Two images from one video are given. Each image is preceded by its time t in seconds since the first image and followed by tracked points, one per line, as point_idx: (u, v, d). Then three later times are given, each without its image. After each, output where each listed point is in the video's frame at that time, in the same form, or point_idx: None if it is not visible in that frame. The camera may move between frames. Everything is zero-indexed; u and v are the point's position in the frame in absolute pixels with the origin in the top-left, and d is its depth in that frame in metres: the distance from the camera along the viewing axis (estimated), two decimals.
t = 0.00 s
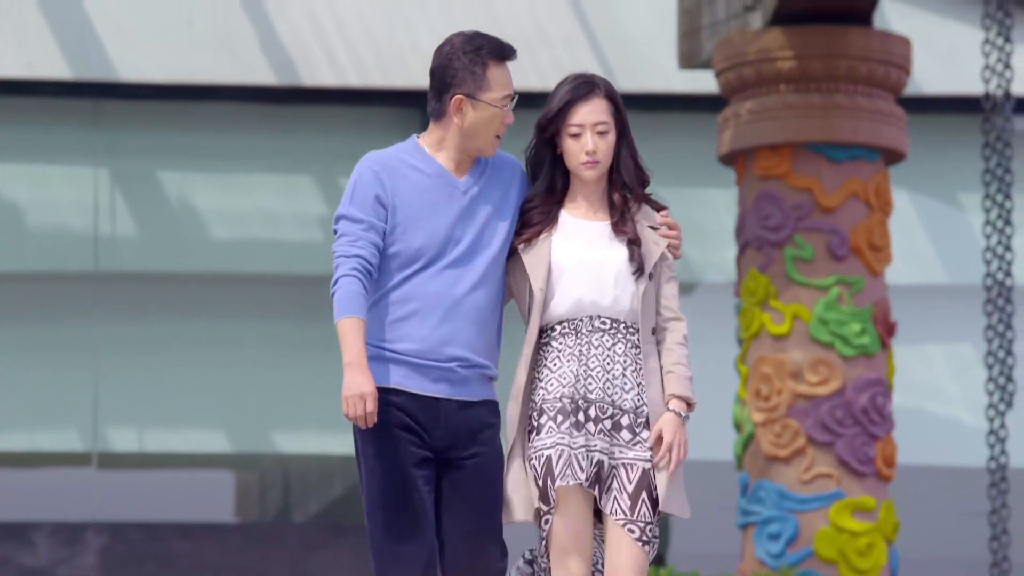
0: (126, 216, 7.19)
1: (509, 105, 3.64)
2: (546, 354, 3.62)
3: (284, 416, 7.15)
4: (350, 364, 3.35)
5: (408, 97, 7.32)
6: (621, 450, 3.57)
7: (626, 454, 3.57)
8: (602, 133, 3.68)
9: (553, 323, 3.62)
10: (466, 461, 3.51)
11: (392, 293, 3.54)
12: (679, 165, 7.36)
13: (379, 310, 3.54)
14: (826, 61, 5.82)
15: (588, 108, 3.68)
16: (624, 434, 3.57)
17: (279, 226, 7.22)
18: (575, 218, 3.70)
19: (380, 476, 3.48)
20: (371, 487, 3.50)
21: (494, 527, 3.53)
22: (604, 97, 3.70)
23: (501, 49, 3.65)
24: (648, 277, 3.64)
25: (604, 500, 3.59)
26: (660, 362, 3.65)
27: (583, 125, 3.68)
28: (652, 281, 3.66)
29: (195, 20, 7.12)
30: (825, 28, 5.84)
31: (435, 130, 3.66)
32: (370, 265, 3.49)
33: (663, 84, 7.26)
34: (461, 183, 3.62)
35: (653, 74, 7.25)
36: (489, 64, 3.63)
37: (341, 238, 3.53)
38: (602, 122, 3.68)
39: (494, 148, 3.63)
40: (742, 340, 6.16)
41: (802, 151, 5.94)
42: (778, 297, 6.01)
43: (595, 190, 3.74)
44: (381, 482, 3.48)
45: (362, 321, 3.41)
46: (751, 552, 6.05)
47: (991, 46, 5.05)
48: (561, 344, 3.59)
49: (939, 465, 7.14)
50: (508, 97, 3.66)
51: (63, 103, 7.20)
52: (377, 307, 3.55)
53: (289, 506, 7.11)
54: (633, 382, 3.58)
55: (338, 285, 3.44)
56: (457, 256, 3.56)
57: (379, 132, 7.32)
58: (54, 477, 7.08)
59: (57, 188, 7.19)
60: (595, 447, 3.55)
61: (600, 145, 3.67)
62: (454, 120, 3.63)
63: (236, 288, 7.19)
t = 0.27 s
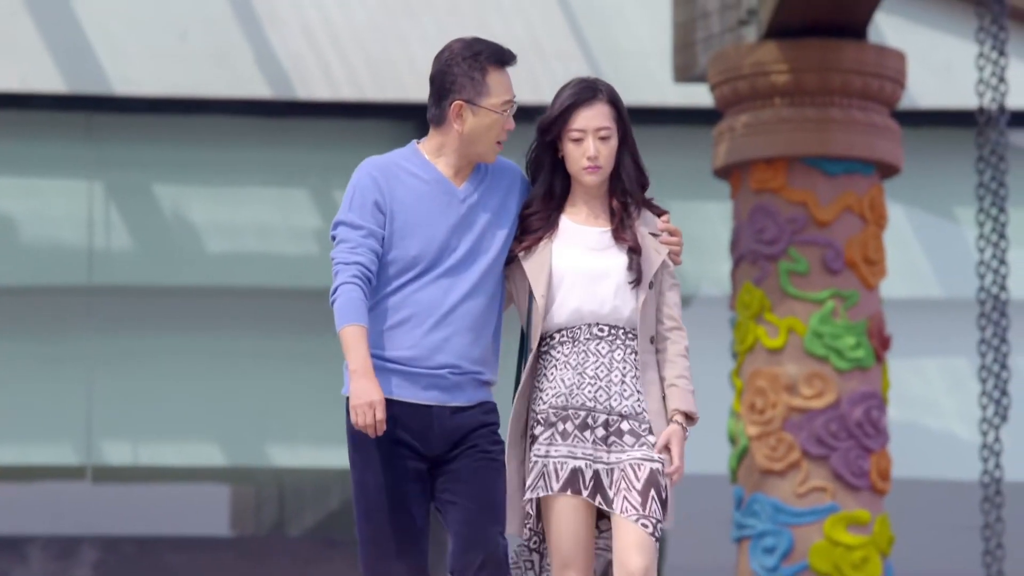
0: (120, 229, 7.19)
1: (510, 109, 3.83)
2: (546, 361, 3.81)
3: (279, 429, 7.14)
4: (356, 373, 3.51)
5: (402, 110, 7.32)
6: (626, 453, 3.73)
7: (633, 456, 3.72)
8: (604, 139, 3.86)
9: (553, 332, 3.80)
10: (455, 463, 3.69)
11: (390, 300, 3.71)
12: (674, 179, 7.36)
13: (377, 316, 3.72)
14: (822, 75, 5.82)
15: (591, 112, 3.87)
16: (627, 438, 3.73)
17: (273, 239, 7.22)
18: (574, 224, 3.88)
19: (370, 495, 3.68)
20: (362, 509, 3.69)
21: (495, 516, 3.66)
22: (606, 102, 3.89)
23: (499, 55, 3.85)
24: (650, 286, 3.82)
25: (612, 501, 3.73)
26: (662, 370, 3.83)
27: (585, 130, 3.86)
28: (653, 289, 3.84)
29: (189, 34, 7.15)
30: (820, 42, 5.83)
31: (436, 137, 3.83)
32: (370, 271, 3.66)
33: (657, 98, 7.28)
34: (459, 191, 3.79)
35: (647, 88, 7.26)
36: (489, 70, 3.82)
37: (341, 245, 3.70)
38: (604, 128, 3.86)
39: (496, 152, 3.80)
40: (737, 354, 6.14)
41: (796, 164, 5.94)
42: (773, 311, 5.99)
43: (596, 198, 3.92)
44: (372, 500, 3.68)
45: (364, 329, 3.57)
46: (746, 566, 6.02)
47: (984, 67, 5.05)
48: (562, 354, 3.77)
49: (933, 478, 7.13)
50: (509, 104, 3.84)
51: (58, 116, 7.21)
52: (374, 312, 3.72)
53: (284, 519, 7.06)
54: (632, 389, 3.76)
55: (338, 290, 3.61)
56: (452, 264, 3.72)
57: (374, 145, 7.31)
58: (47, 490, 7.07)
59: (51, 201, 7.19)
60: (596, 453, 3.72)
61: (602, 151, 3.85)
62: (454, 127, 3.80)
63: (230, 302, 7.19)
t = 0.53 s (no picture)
0: (110, 239, 7.18)
1: (510, 115, 3.90)
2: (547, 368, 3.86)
3: (269, 440, 7.13)
4: (344, 384, 3.61)
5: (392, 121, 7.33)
6: (637, 460, 3.74)
7: (643, 465, 3.74)
8: (609, 145, 3.92)
9: (554, 340, 3.85)
10: (445, 478, 3.78)
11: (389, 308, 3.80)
12: (664, 190, 7.36)
13: (376, 324, 3.80)
14: (811, 85, 5.82)
15: (596, 118, 3.93)
16: (638, 445, 3.75)
17: (263, 250, 7.21)
18: (575, 230, 3.92)
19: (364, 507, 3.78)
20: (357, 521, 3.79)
21: (482, 535, 3.77)
22: (612, 108, 3.95)
23: (497, 60, 3.91)
24: (656, 293, 3.84)
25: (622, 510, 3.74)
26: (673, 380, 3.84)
27: (590, 135, 3.92)
28: (658, 298, 3.84)
29: (179, 44, 7.15)
30: (810, 52, 5.82)
31: (436, 145, 3.91)
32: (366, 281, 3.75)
33: (648, 108, 7.27)
34: (460, 199, 3.87)
35: (637, 98, 7.26)
36: (487, 76, 3.89)
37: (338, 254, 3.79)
38: (609, 134, 3.92)
39: (495, 159, 3.87)
40: (727, 364, 6.12)
41: (786, 175, 5.92)
42: (763, 321, 5.97)
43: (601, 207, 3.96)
44: (366, 513, 3.78)
45: (355, 339, 3.66)
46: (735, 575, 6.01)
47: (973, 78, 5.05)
48: (564, 364, 3.81)
49: (922, 488, 7.14)
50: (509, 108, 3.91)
51: (48, 127, 7.21)
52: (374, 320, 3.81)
53: (275, 531, 7.07)
54: (641, 393, 3.77)
55: (331, 301, 3.70)
56: (452, 273, 3.80)
57: (364, 157, 7.30)
58: (37, 501, 7.06)
59: (40, 211, 7.18)
60: (603, 459, 3.75)
61: (605, 156, 3.91)
62: (453, 133, 3.88)
63: (221, 312, 7.18)
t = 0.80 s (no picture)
0: (102, 250, 7.19)
1: (514, 117, 3.87)
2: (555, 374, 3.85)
3: (261, 451, 7.11)
4: (349, 377, 3.57)
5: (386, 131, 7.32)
6: (644, 457, 3.75)
7: (650, 463, 3.75)
8: (613, 147, 3.92)
9: (560, 343, 3.85)
10: (451, 481, 3.76)
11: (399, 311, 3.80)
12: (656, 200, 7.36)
13: (386, 329, 3.80)
14: (804, 96, 5.81)
15: (601, 120, 3.93)
16: (645, 441, 3.75)
17: (256, 260, 7.21)
18: (580, 233, 3.93)
19: (376, 509, 3.75)
20: (366, 523, 3.77)
21: (488, 536, 3.74)
22: (616, 110, 3.94)
23: (501, 61, 3.90)
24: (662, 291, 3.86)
25: (630, 507, 3.77)
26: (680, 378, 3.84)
27: (593, 137, 3.92)
28: (665, 295, 3.87)
29: (171, 55, 7.15)
30: (802, 64, 5.82)
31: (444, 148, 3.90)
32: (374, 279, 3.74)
33: (641, 119, 7.27)
34: (469, 203, 3.86)
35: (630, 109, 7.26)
36: (491, 77, 3.87)
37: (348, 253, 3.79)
38: (612, 136, 3.92)
39: (502, 162, 3.85)
40: (720, 375, 6.11)
41: (778, 185, 5.91)
42: (756, 332, 5.96)
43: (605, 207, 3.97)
44: (376, 514, 3.75)
45: (361, 336, 3.63)
46: None
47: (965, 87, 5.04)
48: (571, 361, 3.81)
49: (916, 499, 7.13)
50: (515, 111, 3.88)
51: (40, 137, 7.22)
52: (384, 325, 3.80)
53: (268, 541, 7.05)
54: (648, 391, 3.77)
55: (340, 297, 3.69)
56: (461, 276, 3.79)
57: (356, 167, 7.29)
58: (29, 512, 7.06)
59: (32, 222, 7.19)
60: (610, 456, 3.76)
61: (609, 158, 3.91)
62: (458, 134, 3.86)
63: (213, 322, 7.17)
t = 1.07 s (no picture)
0: (93, 257, 7.19)
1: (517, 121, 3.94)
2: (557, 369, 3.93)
3: (252, 458, 7.11)
4: (412, 344, 3.56)
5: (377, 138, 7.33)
6: (640, 459, 3.84)
7: (647, 465, 3.84)
8: (609, 144, 3.99)
9: (562, 340, 3.92)
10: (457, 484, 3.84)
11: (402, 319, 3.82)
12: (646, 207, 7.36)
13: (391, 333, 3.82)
14: (794, 103, 5.81)
15: (596, 118, 4.01)
16: (643, 442, 3.84)
17: (246, 266, 7.21)
18: (582, 231, 4.01)
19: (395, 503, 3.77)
20: (383, 517, 3.77)
21: (492, 540, 3.85)
22: (611, 107, 4.02)
23: (499, 69, 3.98)
24: (661, 288, 3.93)
25: (622, 506, 3.86)
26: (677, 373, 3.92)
27: (590, 136, 4.00)
28: (665, 292, 3.94)
29: (162, 62, 7.15)
30: (793, 70, 5.82)
31: (450, 158, 3.96)
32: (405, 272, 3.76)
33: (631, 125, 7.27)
34: (477, 217, 3.92)
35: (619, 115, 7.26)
36: (491, 86, 3.95)
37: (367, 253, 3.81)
38: (608, 134, 4.00)
39: (508, 167, 3.92)
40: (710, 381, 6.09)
41: (769, 192, 5.91)
42: (746, 338, 5.95)
43: (605, 207, 4.04)
44: (398, 508, 3.77)
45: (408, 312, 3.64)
46: None
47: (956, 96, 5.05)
48: (576, 357, 3.88)
49: (906, 505, 7.14)
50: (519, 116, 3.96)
51: (31, 143, 7.21)
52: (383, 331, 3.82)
53: (258, 548, 7.06)
54: (650, 390, 3.85)
55: (377, 285, 3.69)
56: (470, 287, 3.85)
57: (348, 175, 7.30)
58: (19, 518, 7.04)
59: (23, 228, 7.18)
60: (610, 454, 3.83)
61: (607, 156, 3.99)
62: (462, 143, 3.93)
63: (204, 329, 7.17)
